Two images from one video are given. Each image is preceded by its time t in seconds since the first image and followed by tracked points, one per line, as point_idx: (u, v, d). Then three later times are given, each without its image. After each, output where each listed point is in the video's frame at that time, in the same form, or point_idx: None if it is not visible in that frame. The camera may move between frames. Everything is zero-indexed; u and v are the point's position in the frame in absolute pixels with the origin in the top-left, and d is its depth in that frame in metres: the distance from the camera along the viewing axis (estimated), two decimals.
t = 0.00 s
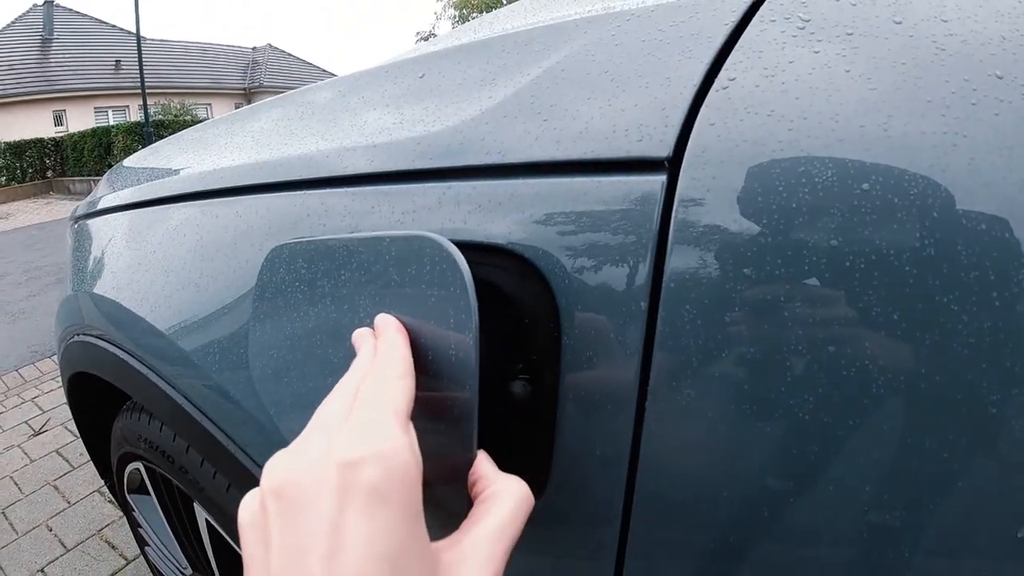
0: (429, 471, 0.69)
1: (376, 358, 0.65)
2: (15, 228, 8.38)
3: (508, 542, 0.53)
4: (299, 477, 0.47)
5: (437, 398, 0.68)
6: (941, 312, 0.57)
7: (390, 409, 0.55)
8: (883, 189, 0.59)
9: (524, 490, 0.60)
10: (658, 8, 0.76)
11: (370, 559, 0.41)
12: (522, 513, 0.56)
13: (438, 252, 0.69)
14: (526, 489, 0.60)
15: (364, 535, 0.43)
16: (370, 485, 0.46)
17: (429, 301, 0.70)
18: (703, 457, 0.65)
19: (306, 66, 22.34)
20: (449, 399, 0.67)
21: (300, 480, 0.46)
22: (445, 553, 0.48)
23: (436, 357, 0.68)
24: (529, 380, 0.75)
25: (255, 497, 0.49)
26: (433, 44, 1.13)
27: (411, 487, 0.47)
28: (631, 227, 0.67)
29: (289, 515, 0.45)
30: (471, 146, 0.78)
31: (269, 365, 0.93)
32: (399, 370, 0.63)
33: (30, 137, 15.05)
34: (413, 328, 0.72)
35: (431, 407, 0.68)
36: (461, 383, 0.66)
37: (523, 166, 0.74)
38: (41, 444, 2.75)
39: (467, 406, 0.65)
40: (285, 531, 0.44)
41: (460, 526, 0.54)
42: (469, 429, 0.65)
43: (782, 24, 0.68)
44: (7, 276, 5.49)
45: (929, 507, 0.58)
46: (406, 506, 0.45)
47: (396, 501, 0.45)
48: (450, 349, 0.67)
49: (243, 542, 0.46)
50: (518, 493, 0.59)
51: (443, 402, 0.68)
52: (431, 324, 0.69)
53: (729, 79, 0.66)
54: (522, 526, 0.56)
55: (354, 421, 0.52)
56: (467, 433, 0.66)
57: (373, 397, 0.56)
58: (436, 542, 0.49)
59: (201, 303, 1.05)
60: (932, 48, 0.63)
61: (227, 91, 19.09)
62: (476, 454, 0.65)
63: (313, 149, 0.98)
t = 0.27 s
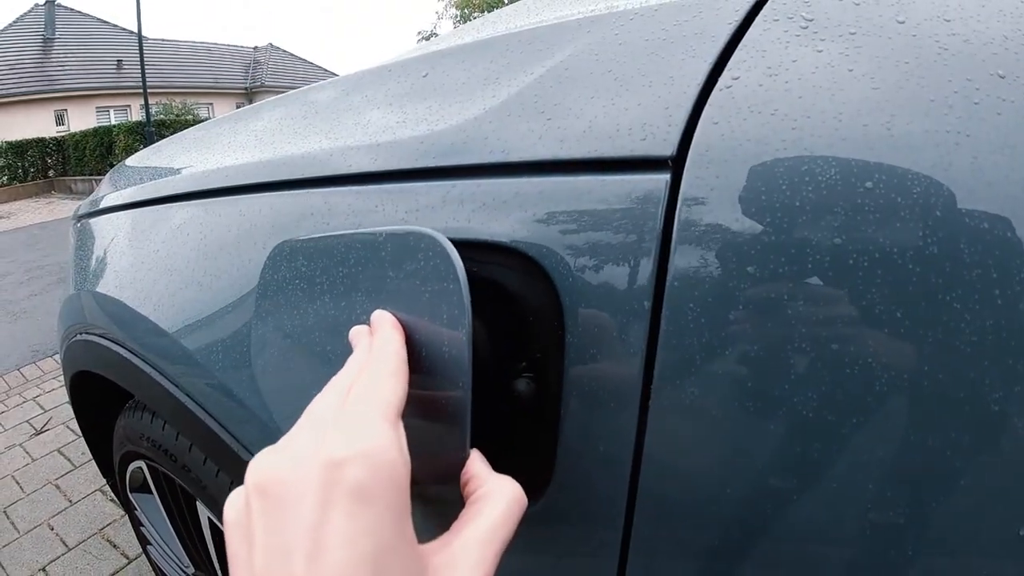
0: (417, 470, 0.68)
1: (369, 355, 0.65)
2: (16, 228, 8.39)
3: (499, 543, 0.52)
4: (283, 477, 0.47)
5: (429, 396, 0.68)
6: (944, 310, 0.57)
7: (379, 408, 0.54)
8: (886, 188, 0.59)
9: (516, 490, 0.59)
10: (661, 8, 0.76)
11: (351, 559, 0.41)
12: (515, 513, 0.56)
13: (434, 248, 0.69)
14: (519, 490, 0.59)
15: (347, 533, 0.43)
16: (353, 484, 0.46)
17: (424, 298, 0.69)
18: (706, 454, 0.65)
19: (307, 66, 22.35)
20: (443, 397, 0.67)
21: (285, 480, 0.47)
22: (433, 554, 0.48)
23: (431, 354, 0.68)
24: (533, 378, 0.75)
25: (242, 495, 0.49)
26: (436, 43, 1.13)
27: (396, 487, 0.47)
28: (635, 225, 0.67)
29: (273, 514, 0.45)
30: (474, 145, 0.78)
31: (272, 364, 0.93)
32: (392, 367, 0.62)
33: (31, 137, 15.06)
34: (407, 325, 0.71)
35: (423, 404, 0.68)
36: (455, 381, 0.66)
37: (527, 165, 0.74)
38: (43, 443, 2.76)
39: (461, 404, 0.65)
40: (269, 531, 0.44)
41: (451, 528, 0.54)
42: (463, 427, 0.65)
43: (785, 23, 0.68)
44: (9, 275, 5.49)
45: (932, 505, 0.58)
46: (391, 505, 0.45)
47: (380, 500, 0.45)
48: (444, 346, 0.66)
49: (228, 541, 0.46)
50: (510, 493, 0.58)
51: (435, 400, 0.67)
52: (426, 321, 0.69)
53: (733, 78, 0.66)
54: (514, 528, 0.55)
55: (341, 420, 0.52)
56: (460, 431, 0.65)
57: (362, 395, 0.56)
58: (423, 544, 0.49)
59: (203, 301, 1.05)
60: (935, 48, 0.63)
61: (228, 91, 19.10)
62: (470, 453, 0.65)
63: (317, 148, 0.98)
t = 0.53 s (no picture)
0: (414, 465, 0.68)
1: (362, 351, 0.65)
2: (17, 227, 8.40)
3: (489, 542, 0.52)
4: (266, 472, 0.47)
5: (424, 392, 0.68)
6: (947, 309, 0.57)
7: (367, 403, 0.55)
8: (890, 187, 0.59)
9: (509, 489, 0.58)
10: (665, 7, 0.76)
11: (332, 560, 0.42)
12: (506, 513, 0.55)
13: (426, 242, 0.69)
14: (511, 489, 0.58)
15: (329, 534, 0.43)
16: (336, 482, 0.46)
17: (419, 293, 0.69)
18: (710, 452, 0.65)
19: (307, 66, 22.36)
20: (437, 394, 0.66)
21: (268, 475, 0.47)
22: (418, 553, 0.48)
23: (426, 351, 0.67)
24: (536, 376, 0.75)
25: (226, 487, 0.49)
26: (439, 42, 1.14)
27: (380, 485, 0.47)
28: (640, 223, 0.67)
29: (255, 509, 0.45)
30: (478, 144, 0.78)
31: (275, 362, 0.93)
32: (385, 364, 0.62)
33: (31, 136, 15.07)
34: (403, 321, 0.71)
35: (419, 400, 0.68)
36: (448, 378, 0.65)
37: (531, 163, 0.74)
38: (44, 441, 2.76)
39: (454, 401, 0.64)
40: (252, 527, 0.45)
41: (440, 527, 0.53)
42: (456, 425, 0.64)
43: (789, 22, 0.68)
44: (10, 274, 5.50)
45: (935, 503, 0.59)
46: (374, 504, 0.45)
47: (363, 498, 0.45)
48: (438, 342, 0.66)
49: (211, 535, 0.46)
50: (501, 493, 0.57)
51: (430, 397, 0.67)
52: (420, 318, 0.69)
53: (737, 77, 0.67)
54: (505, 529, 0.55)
55: (328, 415, 0.53)
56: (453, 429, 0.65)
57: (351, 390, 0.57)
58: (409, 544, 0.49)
59: (207, 300, 1.05)
60: (938, 47, 0.63)
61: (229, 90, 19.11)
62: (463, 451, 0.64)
63: (320, 146, 0.98)
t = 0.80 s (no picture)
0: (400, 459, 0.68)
1: (357, 340, 0.63)
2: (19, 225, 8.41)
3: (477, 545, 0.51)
4: (248, 467, 0.48)
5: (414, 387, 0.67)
6: (951, 306, 0.57)
7: (355, 397, 0.53)
8: (895, 185, 0.59)
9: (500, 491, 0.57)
10: (671, 5, 0.76)
11: (304, 565, 0.42)
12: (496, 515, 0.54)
13: (419, 234, 0.68)
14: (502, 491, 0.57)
15: (303, 536, 0.43)
16: (314, 482, 0.45)
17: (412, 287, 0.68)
18: (714, 449, 0.65)
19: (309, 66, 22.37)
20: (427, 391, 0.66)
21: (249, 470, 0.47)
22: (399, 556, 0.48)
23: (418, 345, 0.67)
24: (541, 373, 0.77)
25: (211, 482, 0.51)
26: (444, 40, 1.14)
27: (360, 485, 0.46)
28: (645, 221, 0.67)
29: (235, 507, 0.47)
30: (482, 141, 0.78)
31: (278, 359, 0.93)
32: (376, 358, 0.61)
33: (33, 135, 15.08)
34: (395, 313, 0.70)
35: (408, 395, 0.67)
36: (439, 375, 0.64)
37: (535, 161, 0.74)
38: (47, 439, 2.76)
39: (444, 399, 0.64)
40: (231, 524, 0.46)
41: (428, 527, 0.53)
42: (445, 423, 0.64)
43: (794, 21, 0.69)
44: (12, 272, 5.50)
45: (938, 500, 0.59)
46: (352, 508, 0.45)
47: (340, 497, 0.45)
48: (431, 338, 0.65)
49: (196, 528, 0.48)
50: (490, 496, 0.56)
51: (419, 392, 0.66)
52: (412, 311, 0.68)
53: (742, 75, 0.67)
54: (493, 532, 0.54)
55: (314, 408, 0.52)
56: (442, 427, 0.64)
57: (341, 382, 0.56)
58: (392, 546, 0.49)
59: (211, 297, 1.05)
60: (942, 46, 0.63)
61: (230, 89, 19.12)
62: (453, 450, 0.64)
63: (325, 144, 0.98)
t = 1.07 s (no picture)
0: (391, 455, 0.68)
1: (350, 335, 0.64)
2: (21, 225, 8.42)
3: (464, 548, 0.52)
4: (226, 463, 0.47)
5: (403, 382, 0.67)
6: (956, 304, 0.57)
7: (340, 394, 0.54)
8: (900, 183, 0.60)
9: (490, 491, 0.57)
10: (676, 4, 0.76)
11: (283, 563, 0.42)
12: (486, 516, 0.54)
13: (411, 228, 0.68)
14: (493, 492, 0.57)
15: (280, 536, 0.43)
16: (293, 480, 0.45)
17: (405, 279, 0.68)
18: (718, 446, 0.66)
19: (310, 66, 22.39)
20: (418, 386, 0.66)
21: (230, 466, 0.47)
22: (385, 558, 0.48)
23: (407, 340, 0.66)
24: (547, 371, 0.77)
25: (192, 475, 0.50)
26: (448, 40, 1.14)
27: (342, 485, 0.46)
28: (651, 220, 0.67)
29: (214, 503, 0.46)
30: (487, 140, 0.78)
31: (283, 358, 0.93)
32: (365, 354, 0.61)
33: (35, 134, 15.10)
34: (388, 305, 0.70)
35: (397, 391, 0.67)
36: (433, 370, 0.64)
37: (541, 160, 0.74)
38: (50, 438, 2.77)
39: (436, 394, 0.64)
40: (212, 520, 0.46)
41: (415, 526, 0.53)
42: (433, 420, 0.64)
43: (799, 21, 0.69)
44: (15, 272, 5.51)
45: (943, 498, 0.59)
46: (332, 509, 0.45)
47: (320, 498, 0.45)
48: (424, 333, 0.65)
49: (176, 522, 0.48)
50: (480, 495, 0.56)
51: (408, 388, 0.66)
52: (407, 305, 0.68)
53: (747, 75, 0.67)
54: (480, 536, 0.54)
55: (296, 404, 0.52)
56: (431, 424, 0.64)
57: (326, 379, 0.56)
58: (376, 547, 0.49)
59: (216, 296, 1.06)
60: (946, 46, 0.63)
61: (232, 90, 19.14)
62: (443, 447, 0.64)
63: (330, 143, 0.98)
